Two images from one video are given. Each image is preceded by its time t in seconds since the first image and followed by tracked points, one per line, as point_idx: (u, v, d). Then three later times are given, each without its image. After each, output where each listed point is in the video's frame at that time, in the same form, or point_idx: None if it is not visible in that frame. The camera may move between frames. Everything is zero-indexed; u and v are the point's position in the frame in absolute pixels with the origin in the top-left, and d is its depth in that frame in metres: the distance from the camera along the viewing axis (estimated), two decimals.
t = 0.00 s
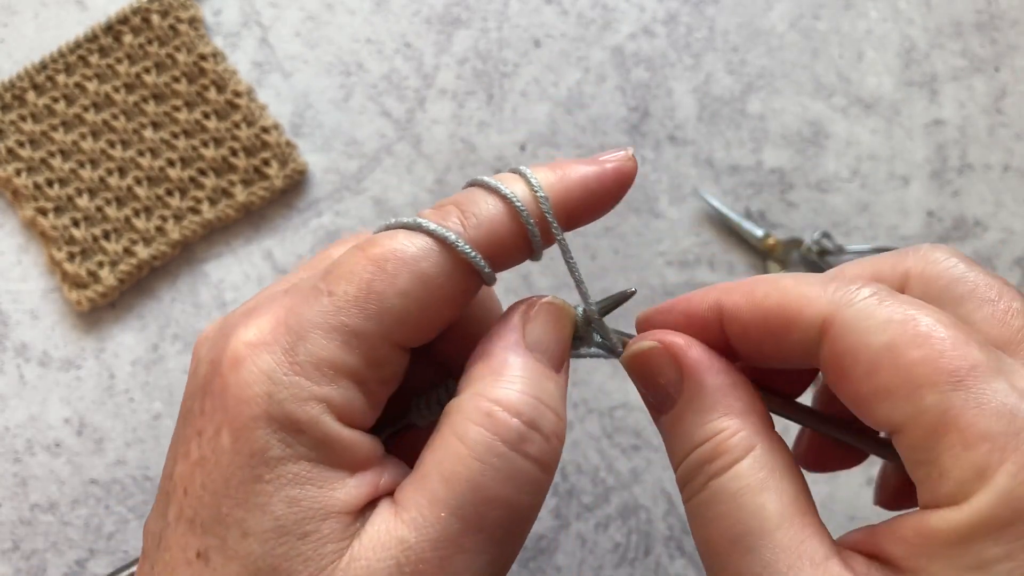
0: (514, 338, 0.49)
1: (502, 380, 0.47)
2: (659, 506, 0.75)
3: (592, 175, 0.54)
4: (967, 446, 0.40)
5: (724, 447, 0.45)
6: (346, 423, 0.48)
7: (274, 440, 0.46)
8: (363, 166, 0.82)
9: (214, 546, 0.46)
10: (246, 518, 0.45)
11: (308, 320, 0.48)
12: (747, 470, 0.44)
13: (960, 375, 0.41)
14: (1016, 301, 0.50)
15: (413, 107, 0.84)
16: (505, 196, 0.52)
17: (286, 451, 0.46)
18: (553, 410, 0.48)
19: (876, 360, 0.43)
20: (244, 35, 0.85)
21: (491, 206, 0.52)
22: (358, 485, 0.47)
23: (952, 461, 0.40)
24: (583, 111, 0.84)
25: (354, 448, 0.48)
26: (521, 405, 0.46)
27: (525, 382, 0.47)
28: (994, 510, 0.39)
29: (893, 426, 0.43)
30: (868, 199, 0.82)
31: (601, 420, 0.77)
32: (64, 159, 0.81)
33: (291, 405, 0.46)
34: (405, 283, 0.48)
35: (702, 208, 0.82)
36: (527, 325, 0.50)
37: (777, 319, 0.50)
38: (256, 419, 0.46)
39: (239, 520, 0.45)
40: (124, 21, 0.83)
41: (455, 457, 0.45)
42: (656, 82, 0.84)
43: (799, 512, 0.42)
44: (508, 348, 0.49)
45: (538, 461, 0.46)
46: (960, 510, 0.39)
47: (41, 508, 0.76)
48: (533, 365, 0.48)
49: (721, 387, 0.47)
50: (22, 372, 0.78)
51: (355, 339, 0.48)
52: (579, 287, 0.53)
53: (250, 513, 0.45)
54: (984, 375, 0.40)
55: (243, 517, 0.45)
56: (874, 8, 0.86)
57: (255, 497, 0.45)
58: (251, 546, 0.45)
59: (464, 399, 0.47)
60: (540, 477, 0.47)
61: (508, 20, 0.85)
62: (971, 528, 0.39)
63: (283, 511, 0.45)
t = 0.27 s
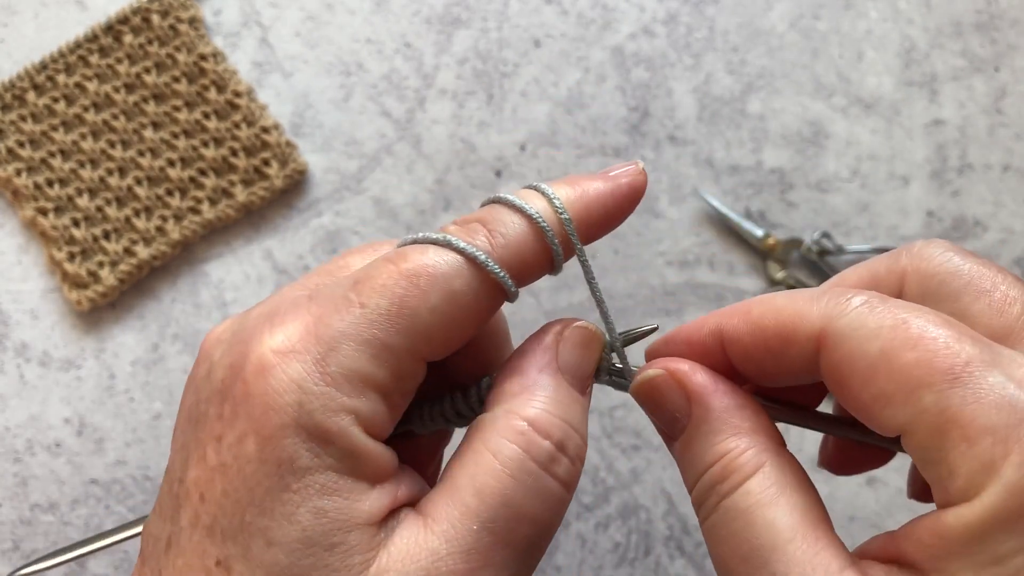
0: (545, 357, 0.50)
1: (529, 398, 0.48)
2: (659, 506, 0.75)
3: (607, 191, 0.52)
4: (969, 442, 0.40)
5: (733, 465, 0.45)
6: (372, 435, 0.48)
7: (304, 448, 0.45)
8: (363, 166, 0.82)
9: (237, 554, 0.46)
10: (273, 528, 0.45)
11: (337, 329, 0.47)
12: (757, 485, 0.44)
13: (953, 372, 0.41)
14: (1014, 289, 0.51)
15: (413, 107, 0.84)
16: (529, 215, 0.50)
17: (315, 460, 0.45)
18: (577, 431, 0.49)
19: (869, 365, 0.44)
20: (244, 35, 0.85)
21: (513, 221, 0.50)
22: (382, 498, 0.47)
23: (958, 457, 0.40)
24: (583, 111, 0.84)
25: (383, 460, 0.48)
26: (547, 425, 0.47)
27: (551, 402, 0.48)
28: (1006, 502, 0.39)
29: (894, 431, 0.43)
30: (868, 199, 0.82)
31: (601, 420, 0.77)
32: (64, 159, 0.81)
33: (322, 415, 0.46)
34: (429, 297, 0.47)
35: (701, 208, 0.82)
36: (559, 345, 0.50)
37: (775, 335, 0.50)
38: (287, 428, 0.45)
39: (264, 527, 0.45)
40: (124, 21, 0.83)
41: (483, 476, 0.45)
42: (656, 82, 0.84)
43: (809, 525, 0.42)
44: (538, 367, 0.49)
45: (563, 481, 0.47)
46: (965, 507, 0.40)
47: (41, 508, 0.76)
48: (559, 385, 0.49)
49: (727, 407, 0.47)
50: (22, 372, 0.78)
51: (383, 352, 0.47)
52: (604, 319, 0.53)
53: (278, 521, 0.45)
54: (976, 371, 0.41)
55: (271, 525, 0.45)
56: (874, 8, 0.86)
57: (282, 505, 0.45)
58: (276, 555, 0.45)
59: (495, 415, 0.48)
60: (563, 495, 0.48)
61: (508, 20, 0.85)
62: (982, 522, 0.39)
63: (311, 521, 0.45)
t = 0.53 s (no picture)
0: (504, 360, 0.51)
1: (473, 394, 0.49)
2: (659, 506, 0.75)
3: (620, 198, 0.58)
4: (997, 442, 0.40)
5: (739, 477, 0.45)
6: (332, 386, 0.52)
7: (257, 384, 0.50)
8: (363, 166, 0.83)
9: (175, 480, 0.49)
10: (206, 457, 0.48)
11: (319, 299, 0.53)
12: (762, 499, 0.44)
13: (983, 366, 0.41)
14: (1010, 293, 0.51)
15: (413, 107, 0.84)
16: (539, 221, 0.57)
17: (265, 395, 0.50)
18: (518, 438, 0.49)
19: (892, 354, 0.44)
20: (244, 35, 0.85)
21: (518, 220, 0.57)
22: (314, 452, 0.49)
23: (978, 453, 0.41)
24: (583, 111, 0.84)
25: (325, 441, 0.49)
26: (488, 423, 0.48)
27: (499, 406, 0.49)
28: None
29: (917, 424, 0.44)
30: (868, 199, 0.82)
31: (601, 420, 0.77)
32: (64, 159, 0.81)
33: (285, 357, 0.51)
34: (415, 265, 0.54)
35: (701, 208, 0.82)
36: (522, 352, 0.52)
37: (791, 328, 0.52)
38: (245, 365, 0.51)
39: (201, 454, 0.49)
40: (124, 21, 0.83)
41: (415, 459, 0.45)
42: (656, 82, 0.84)
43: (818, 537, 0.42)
44: (493, 369, 0.51)
45: (493, 475, 0.47)
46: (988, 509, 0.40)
47: (41, 508, 0.76)
48: (510, 389, 0.50)
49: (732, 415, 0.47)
50: (23, 372, 0.78)
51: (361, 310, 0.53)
52: (601, 325, 0.55)
53: (214, 448, 0.48)
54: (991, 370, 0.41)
55: (207, 453, 0.48)
56: (874, 8, 0.86)
57: (223, 434, 0.49)
58: (202, 481, 0.48)
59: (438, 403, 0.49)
60: (492, 490, 0.47)
61: (508, 20, 0.85)
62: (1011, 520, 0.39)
63: (239, 451, 0.48)
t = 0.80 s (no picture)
0: (568, 382, 0.51)
1: (544, 426, 0.49)
2: (659, 506, 0.75)
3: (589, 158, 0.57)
4: (998, 374, 0.51)
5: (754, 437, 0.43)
6: (383, 431, 0.49)
7: (304, 461, 0.47)
8: (363, 166, 0.83)
9: None
10: (290, 562, 0.46)
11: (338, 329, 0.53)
12: (801, 443, 0.42)
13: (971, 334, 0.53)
14: (954, 297, 0.55)
15: (413, 107, 0.84)
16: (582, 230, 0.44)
17: (317, 475, 0.47)
18: (594, 460, 0.49)
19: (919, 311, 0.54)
20: (244, 35, 0.85)
21: (481, 183, 0.55)
22: (390, 514, 0.48)
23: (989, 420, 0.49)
24: (583, 111, 0.84)
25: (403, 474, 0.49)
26: (566, 452, 0.48)
27: (570, 435, 0.49)
28: None
29: (934, 352, 0.54)
30: (868, 199, 0.82)
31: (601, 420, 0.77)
32: (64, 159, 0.81)
33: (322, 427, 0.48)
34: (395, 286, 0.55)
35: (701, 208, 0.82)
36: (586, 366, 0.51)
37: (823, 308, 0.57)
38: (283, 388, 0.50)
39: (286, 558, 0.46)
40: (125, 22, 0.84)
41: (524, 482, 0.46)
42: (656, 82, 0.84)
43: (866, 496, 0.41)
44: (553, 394, 0.50)
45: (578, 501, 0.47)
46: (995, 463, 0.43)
47: (41, 508, 0.76)
48: (580, 416, 0.49)
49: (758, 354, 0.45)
50: (22, 372, 0.78)
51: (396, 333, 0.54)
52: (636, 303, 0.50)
53: (295, 550, 0.46)
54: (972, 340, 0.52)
55: (288, 556, 0.46)
56: (874, 8, 0.86)
57: (298, 530, 0.46)
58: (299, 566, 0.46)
59: (511, 443, 0.49)
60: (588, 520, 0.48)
61: (508, 21, 0.85)
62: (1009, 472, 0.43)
63: (321, 544, 0.46)
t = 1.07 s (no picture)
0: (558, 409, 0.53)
1: (547, 444, 0.51)
2: (659, 506, 0.75)
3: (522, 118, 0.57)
4: (952, 428, 0.37)
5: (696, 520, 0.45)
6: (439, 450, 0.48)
7: (373, 461, 0.45)
8: (363, 166, 0.83)
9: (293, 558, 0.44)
10: (318, 542, 0.44)
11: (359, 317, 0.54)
12: (722, 523, 0.44)
13: (924, 366, 0.39)
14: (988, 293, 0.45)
15: (413, 107, 0.84)
16: (552, 283, 0.49)
17: (390, 476, 0.45)
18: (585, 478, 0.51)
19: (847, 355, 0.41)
20: (244, 35, 0.85)
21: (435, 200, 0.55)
22: (432, 525, 0.46)
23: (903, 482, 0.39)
24: (583, 111, 0.84)
25: (439, 488, 0.48)
26: (574, 472, 0.50)
27: (570, 453, 0.51)
28: (984, 494, 0.36)
29: (909, 392, 0.39)
30: (868, 199, 0.82)
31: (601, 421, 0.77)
32: (65, 159, 0.81)
33: (400, 435, 0.46)
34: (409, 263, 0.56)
35: (701, 208, 0.82)
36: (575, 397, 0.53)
37: (764, 344, 0.47)
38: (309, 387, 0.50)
39: (322, 538, 0.44)
40: (125, 21, 0.83)
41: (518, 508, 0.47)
42: (656, 82, 0.84)
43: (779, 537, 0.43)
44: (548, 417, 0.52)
45: (581, 518, 0.49)
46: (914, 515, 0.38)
47: (41, 508, 0.76)
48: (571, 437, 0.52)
49: (692, 454, 0.48)
50: (23, 372, 0.78)
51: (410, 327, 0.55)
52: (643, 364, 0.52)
53: (332, 542, 0.44)
54: (951, 363, 0.38)
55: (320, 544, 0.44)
56: (874, 8, 0.86)
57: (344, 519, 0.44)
58: (335, 562, 0.43)
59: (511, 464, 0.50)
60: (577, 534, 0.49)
61: (508, 20, 0.85)
62: (931, 528, 0.37)
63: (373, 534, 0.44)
